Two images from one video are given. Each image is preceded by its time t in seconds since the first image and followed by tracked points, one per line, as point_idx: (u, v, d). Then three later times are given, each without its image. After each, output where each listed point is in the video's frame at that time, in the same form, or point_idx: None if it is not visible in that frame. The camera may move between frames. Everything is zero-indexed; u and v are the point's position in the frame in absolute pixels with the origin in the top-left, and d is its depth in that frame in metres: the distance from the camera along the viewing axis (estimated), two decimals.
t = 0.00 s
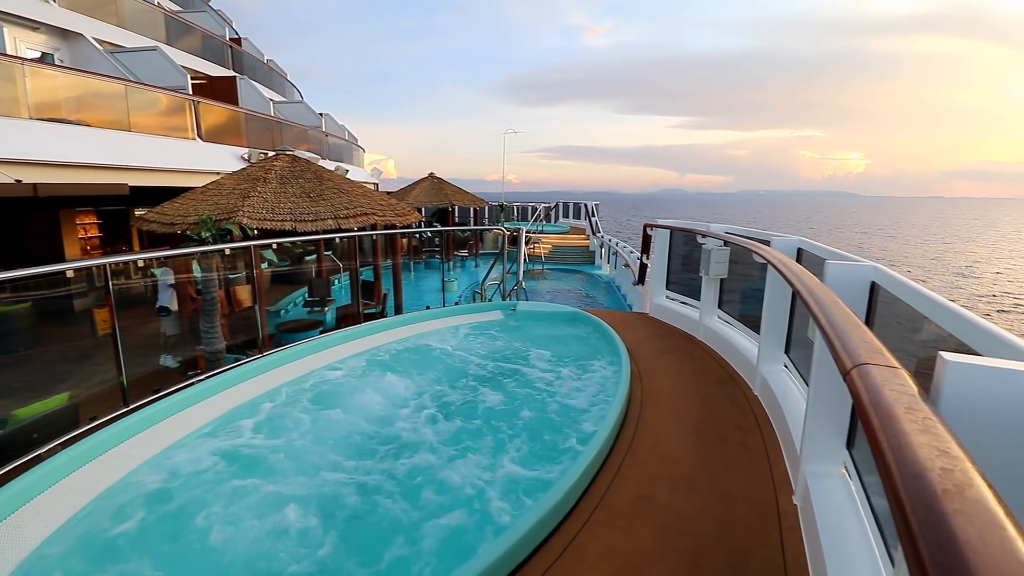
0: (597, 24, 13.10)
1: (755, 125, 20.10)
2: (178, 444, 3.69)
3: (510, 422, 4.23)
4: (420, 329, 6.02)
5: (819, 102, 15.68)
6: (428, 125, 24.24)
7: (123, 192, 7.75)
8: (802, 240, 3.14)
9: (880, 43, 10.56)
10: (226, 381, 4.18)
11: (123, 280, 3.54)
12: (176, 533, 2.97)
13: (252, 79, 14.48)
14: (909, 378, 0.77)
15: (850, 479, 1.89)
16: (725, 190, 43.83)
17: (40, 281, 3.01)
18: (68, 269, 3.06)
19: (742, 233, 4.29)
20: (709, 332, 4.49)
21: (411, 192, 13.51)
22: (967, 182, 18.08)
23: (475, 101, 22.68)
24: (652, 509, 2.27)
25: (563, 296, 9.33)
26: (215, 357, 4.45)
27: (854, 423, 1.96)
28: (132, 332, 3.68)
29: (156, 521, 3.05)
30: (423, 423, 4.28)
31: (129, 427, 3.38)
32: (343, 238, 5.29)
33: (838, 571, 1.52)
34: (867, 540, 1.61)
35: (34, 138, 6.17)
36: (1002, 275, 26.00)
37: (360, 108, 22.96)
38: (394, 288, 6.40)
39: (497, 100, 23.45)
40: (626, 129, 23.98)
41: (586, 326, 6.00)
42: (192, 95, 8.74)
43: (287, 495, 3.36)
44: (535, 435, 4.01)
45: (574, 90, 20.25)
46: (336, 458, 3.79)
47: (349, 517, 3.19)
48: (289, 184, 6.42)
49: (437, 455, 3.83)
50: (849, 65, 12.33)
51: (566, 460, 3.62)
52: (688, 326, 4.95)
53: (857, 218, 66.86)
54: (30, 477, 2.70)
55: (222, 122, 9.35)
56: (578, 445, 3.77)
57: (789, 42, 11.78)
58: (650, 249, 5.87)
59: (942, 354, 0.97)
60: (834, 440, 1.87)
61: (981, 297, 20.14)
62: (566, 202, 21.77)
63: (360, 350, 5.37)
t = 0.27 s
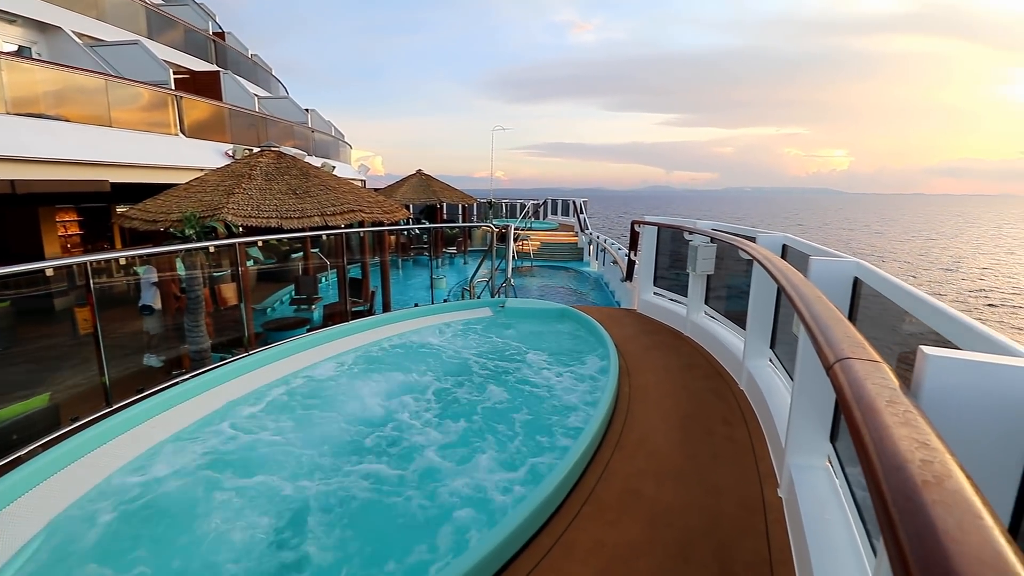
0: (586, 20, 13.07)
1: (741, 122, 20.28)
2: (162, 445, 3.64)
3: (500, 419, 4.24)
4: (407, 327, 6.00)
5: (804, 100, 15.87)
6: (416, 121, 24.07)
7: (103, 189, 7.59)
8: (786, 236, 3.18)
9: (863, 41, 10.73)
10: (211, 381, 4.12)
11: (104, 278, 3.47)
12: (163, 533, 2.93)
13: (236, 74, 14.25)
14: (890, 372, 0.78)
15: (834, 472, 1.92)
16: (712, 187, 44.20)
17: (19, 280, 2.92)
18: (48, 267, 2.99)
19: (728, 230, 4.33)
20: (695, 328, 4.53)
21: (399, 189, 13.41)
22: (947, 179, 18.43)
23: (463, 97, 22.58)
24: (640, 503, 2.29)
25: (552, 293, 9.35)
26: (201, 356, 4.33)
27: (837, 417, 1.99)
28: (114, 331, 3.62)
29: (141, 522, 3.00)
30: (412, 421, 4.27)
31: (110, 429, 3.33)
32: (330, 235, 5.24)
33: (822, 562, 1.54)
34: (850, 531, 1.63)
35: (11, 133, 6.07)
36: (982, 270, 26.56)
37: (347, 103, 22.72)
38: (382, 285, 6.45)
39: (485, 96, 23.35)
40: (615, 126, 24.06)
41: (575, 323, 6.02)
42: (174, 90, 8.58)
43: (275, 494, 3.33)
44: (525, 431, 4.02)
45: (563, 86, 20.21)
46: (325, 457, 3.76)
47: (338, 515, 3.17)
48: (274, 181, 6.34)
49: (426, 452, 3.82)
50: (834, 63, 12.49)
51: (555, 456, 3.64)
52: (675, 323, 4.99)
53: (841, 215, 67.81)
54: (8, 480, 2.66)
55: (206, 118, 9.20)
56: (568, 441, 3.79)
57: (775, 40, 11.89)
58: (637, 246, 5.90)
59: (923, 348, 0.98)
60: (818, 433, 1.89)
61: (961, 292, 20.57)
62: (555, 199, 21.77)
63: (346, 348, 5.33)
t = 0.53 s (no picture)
0: (573, 19, 13.06)
1: (727, 121, 20.50)
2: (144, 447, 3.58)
3: (488, 417, 4.24)
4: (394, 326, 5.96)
5: (788, 99, 16.09)
6: (402, 119, 23.90)
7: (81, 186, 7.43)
8: (769, 234, 3.22)
9: (843, 41, 10.97)
10: (195, 381, 4.06)
11: (84, 278, 3.39)
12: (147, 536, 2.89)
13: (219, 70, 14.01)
14: (871, 367, 0.80)
15: (817, 465, 1.95)
16: (697, 185, 44.58)
17: None
18: (25, 267, 2.92)
19: (714, 228, 4.37)
20: (682, 324, 4.57)
21: (385, 187, 13.31)
22: (926, 178, 18.82)
23: (450, 95, 22.49)
24: (628, 498, 2.31)
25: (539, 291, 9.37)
26: (184, 357, 4.28)
27: (819, 411, 2.03)
28: (93, 332, 3.55)
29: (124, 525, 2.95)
30: (400, 419, 4.26)
31: (91, 432, 3.27)
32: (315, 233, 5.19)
33: (805, 555, 1.56)
34: (833, 525, 1.66)
35: None
36: (959, 267, 27.18)
37: (332, 100, 22.47)
38: (369, 284, 6.33)
39: (472, 94, 23.27)
40: (601, 124, 24.12)
41: (562, 321, 6.04)
42: (155, 85, 8.39)
43: (260, 495, 3.29)
44: (514, 429, 4.02)
45: (550, 84, 20.20)
46: (312, 456, 3.73)
47: (326, 514, 3.15)
48: (258, 178, 6.26)
49: (415, 451, 3.81)
50: (817, 63, 12.67)
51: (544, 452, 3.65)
52: (662, 319, 5.02)
53: (824, 213, 68.89)
54: None
55: (188, 114, 9.02)
56: (556, 437, 3.80)
57: (759, 40, 12.01)
58: (624, 244, 5.93)
59: (901, 344, 1.00)
60: (801, 427, 1.92)
61: (940, 288, 21.03)
62: (542, 196, 21.79)
63: (332, 347, 5.28)
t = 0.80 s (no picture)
0: (559, 17, 13.04)
1: (711, 120, 20.66)
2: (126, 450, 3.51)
3: (476, 415, 4.23)
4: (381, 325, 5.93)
5: (771, 98, 16.26)
6: (388, 116, 23.71)
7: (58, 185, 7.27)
8: (753, 232, 3.26)
9: (825, 41, 11.12)
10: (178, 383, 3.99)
11: (62, 278, 3.33)
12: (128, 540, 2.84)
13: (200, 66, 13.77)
14: (851, 361, 0.81)
15: (800, 459, 1.98)
16: (683, 183, 44.94)
17: None
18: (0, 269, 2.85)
19: (699, 225, 4.41)
20: (667, 321, 4.61)
21: (371, 185, 13.21)
22: (906, 176, 19.15)
23: (436, 93, 22.34)
24: (615, 495, 2.32)
25: (527, 289, 9.38)
26: (166, 358, 4.22)
27: (802, 406, 2.06)
28: (71, 334, 3.48)
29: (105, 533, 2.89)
30: (387, 418, 4.23)
31: (71, 435, 3.19)
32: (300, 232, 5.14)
33: (789, 547, 1.59)
34: (816, 516, 1.69)
35: None
36: (937, 263, 27.77)
37: (316, 97, 22.21)
38: (355, 283, 6.30)
39: (459, 92, 23.16)
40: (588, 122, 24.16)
41: (549, 319, 6.06)
42: (133, 81, 8.19)
43: (246, 496, 3.26)
44: (502, 427, 4.02)
45: (537, 82, 20.17)
46: (298, 456, 3.69)
47: (313, 515, 3.12)
48: (241, 176, 6.17)
49: (403, 450, 3.79)
50: (799, 62, 12.83)
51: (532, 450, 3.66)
52: (648, 317, 5.06)
53: (807, 210, 69.91)
54: None
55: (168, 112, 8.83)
56: (544, 435, 3.81)
57: (743, 40, 12.12)
58: (610, 241, 5.97)
59: (881, 339, 1.02)
60: (784, 422, 1.95)
61: (918, 285, 21.46)
62: (529, 195, 21.79)
63: (318, 347, 5.23)
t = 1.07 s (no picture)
0: (547, 16, 13.02)
1: (699, 119, 20.78)
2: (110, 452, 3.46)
3: (465, 414, 4.22)
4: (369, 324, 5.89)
5: (758, 97, 16.39)
6: (376, 114, 23.54)
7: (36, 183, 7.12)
8: (739, 230, 3.29)
9: (810, 41, 11.22)
10: (162, 385, 3.93)
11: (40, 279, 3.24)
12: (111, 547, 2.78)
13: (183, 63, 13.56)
14: (834, 357, 0.82)
15: (785, 454, 2.01)
16: (670, 182, 45.24)
17: None
18: None
19: (686, 224, 4.44)
20: (655, 319, 4.63)
21: (359, 184, 13.11)
22: (889, 176, 19.42)
23: (423, 91, 22.18)
24: (603, 492, 2.33)
25: (516, 288, 9.38)
26: (150, 359, 4.12)
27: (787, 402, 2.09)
28: (51, 336, 3.40)
29: (87, 540, 2.83)
30: (376, 418, 4.21)
31: (52, 439, 3.13)
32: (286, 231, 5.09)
33: (776, 540, 1.61)
34: (801, 510, 1.71)
35: None
36: (919, 261, 28.26)
37: (302, 95, 21.98)
38: (343, 283, 6.25)
39: (447, 90, 23.06)
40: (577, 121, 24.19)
41: (538, 317, 6.07)
42: (114, 78, 8.02)
43: (233, 498, 3.22)
44: (491, 426, 4.02)
45: (525, 80, 20.15)
46: (285, 457, 3.65)
47: (301, 516, 3.09)
48: (226, 175, 6.09)
49: (392, 449, 3.77)
50: (785, 62, 12.93)
51: (522, 448, 3.66)
52: (636, 315, 5.08)
53: (792, 209, 70.78)
54: None
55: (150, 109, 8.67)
56: (533, 433, 3.82)
57: (730, 40, 12.19)
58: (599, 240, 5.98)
59: (863, 335, 1.04)
60: (770, 418, 1.98)
61: (901, 283, 21.81)
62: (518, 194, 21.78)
63: (305, 347, 5.19)
